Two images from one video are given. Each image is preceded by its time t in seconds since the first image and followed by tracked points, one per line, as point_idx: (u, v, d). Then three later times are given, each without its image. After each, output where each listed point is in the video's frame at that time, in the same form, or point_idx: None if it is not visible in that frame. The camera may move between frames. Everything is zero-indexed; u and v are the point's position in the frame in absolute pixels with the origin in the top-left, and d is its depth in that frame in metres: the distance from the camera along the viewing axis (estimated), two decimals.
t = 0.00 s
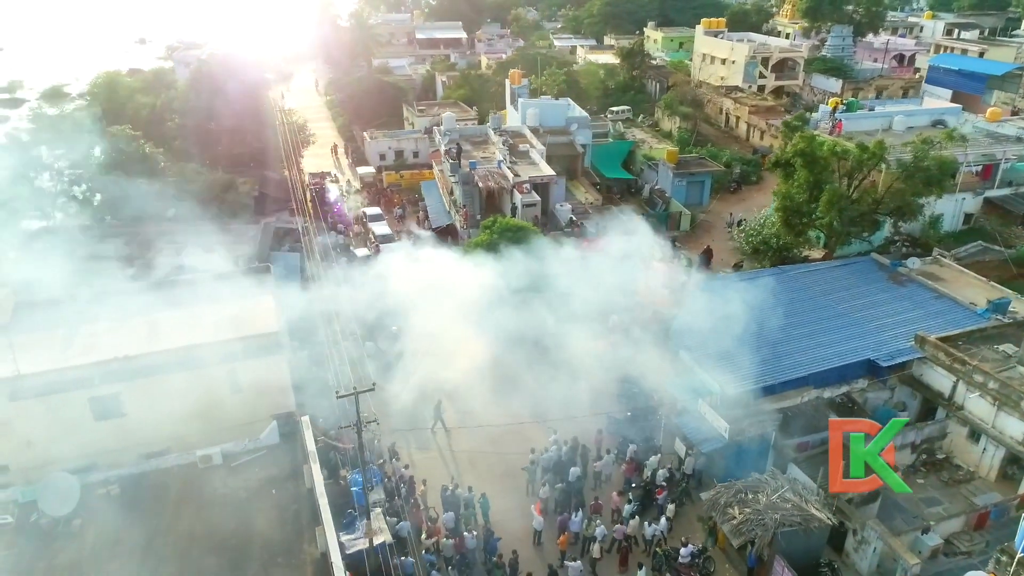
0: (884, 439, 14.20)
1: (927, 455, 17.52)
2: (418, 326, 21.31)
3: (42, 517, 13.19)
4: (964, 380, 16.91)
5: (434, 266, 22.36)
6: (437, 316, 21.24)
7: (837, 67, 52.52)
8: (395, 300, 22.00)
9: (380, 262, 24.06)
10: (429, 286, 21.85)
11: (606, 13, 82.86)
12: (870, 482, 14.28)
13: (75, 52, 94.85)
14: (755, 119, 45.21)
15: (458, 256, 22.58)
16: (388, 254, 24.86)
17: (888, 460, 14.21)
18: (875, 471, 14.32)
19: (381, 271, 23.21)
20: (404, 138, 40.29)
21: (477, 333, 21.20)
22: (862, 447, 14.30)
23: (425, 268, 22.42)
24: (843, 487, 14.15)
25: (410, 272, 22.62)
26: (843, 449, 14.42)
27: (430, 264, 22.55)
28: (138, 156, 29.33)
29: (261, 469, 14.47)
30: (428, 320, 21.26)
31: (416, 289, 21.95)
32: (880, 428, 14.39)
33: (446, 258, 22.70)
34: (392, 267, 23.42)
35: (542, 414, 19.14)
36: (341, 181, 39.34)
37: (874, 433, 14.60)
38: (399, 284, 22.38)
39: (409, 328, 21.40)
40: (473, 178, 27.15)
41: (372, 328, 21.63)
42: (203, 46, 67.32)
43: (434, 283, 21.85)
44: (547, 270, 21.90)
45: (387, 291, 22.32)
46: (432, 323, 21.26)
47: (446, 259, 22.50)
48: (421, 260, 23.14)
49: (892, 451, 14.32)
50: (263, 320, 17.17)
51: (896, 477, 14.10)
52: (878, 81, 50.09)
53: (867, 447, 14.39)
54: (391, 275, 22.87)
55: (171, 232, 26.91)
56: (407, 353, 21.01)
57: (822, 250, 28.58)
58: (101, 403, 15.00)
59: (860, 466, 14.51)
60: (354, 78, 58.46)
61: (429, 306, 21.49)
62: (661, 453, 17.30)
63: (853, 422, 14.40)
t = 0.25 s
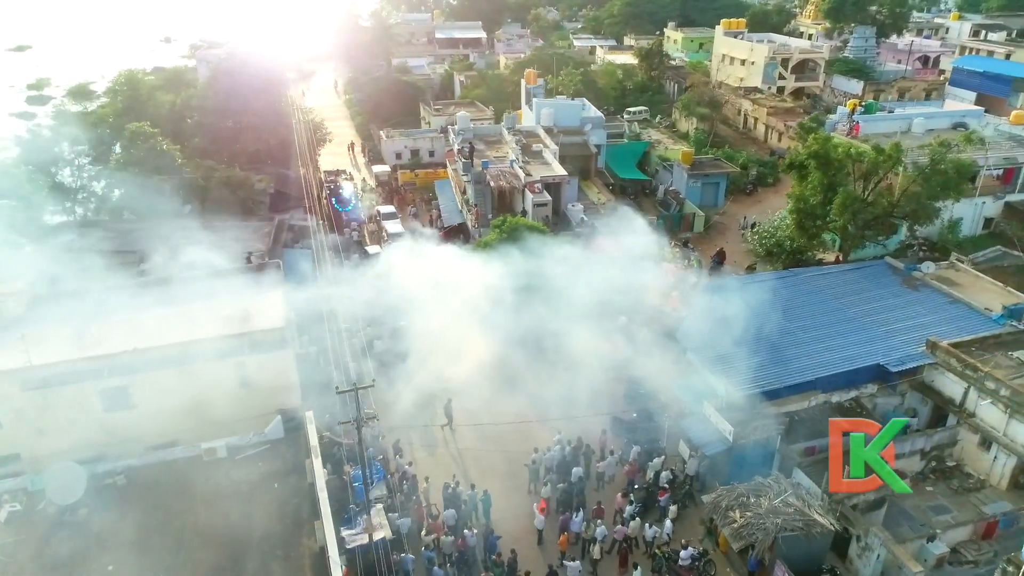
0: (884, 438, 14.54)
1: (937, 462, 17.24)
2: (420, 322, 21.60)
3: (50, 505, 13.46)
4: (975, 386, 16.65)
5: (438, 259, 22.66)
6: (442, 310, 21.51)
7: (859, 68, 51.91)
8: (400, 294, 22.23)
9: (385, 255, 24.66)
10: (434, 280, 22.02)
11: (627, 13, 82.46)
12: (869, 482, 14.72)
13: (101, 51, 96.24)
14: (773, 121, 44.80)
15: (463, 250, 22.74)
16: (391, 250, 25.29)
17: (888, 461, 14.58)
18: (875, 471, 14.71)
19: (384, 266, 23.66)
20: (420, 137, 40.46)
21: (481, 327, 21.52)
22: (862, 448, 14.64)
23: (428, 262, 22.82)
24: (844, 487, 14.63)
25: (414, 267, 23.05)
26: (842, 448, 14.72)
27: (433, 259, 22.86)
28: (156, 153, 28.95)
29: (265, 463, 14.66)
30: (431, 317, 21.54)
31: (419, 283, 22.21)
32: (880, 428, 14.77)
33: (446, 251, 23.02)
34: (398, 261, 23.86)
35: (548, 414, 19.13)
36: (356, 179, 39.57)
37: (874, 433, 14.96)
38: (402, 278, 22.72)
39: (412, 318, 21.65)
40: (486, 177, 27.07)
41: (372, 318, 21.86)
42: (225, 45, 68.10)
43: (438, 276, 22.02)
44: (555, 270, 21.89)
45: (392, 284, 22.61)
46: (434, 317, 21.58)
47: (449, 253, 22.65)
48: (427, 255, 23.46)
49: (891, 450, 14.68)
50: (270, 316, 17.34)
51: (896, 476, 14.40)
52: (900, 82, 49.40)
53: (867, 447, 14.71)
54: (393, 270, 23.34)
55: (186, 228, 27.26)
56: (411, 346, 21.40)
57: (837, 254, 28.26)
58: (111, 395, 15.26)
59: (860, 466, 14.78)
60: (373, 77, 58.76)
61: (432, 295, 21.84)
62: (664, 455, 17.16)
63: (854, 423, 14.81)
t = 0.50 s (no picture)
0: (884, 438, 14.63)
1: (948, 470, 16.90)
2: (428, 321, 21.63)
3: (59, 493, 13.75)
4: (987, 393, 16.34)
5: (444, 256, 22.59)
6: (449, 309, 21.46)
7: (882, 70, 51.20)
8: (406, 294, 22.54)
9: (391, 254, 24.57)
10: (442, 279, 21.98)
11: (649, 14, 81.99)
12: (869, 482, 14.80)
13: (128, 50, 97.77)
14: (793, 122, 44.35)
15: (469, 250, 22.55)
16: (394, 249, 25.19)
17: (887, 460, 14.64)
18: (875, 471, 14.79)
19: (389, 267, 23.61)
20: (436, 136, 40.55)
21: (491, 328, 21.42)
22: (862, 447, 14.76)
23: (434, 262, 22.69)
24: (843, 485, 14.76)
25: (420, 266, 22.95)
26: (842, 448, 14.82)
27: (439, 257, 22.75)
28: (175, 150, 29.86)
29: (270, 456, 14.84)
30: (438, 317, 21.54)
31: (426, 282, 22.19)
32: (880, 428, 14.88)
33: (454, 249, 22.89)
34: (405, 258, 23.77)
35: (554, 414, 19.14)
36: (373, 177, 39.77)
37: (875, 434, 15.04)
38: (409, 277, 22.76)
39: (418, 319, 21.84)
40: (499, 176, 27.16)
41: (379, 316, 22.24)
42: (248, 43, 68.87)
43: (445, 274, 22.00)
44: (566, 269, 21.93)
45: (400, 283, 22.83)
46: (440, 319, 21.52)
47: (456, 253, 22.52)
48: (433, 254, 23.35)
49: (891, 450, 14.76)
50: (279, 311, 17.51)
51: (897, 476, 14.45)
52: (924, 84, 48.66)
53: (867, 447, 14.78)
54: (398, 266, 23.42)
55: (204, 223, 27.60)
56: (418, 344, 21.38)
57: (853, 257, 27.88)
58: (121, 386, 15.54)
59: (860, 466, 14.84)
60: (392, 76, 59.09)
61: (438, 299, 21.79)
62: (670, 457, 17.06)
63: (853, 422, 14.97)
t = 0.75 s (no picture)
0: (883, 438, 14.69)
1: (961, 478, 16.60)
2: (435, 319, 21.88)
3: (70, 482, 14.00)
4: (1002, 402, 16.04)
5: (459, 257, 23.16)
6: (460, 309, 21.75)
7: (908, 71, 50.39)
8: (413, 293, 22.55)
9: (402, 253, 24.86)
10: (452, 277, 22.40)
11: (671, 14, 81.49)
12: (870, 482, 14.86)
13: (157, 49, 99.36)
14: (814, 124, 43.85)
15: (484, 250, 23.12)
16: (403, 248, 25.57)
17: (887, 460, 14.71)
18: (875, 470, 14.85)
19: (398, 267, 23.85)
20: (453, 135, 40.61)
21: (500, 329, 21.69)
22: (862, 448, 14.81)
23: (447, 262, 23.12)
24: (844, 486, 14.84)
25: (432, 265, 23.31)
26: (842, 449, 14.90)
27: (453, 258, 23.24)
28: (194, 145, 30.02)
29: (277, 451, 15.00)
30: (448, 316, 21.85)
31: (440, 281, 22.61)
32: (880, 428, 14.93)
33: (473, 251, 23.40)
34: (416, 257, 24.16)
35: (562, 414, 19.13)
36: (390, 176, 39.99)
37: (874, 433, 15.09)
38: (419, 275, 23.09)
39: (429, 319, 21.92)
40: (513, 176, 27.24)
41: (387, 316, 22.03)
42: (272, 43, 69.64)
43: (459, 274, 22.42)
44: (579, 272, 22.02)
45: (412, 282, 22.97)
46: (451, 317, 21.79)
47: (473, 254, 23.07)
48: (446, 254, 23.78)
49: (891, 450, 14.81)
50: (289, 307, 17.68)
51: (896, 476, 14.56)
52: (951, 87, 47.84)
53: (866, 447, 14.84)
54: (408, 266, 23.67)
55: (221, 219, 27.95)
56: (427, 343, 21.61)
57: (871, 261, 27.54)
58: (133, 378, 15.80)
59: (860, 466, 14.89)
60: (413, 76, 59.39)
61: (449, 296, 22.05)
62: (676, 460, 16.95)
63: (853, 423, 15.01)
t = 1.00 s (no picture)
0: (884, 438, 13.76)
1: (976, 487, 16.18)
2: (443, 319, 22.21)
3: (82, 471, 14.25)
4: (1020, 410, 15.67)
5: (467, 257, 23.18)
6: (469, 308, 22.07)
7: (935, 73, 49.57)
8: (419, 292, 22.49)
9: (410, 252, 24.88)
10: (463, 276, 22.39)
11: (696, 14, 80.84)
12: (869, 482, 14.04)
13: (185, 47, 100.88)
14: (837, 126, 43.32)
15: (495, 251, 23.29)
16: (411, 245, 25.66)
17: (888, 460, 13.86)
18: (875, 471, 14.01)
19: (403, 264, 23.76)
20: (472, 134, 40.71)
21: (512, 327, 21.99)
22: (861, 448, 13.97)
23: (456, 262, 23.16)
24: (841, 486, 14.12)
25: (440, 265, 23.35)
26: (841, 448, 14.13)
27: (462, 258, 23.32)
28: (216, 142, 30.05)
29: (285, 444, 15.17)
30: (457, 316, 22.07)
31: (447, 280, 22.61)
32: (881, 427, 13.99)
33: (481, 252, 23.43)
34: (423, 257, 24.07)
35: (572, 414, 19.10)
36: (409, 174, 40.21)
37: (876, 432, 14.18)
38: (425, 271, 23.02)
39: (439, 320, 22.22)
40: (529, 176, 27.21)
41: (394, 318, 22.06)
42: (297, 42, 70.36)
43: (467, 274, 22.45)
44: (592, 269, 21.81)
45: (417, 280, 22.70)
46: (461, 318, 22.15)
47: (483, 256, 23.13)
48: (455, 254, 23.86)
49: (893, 450, 13.93)
50: (302, 303, 17.87)
51: (897, 477, 13.61)
52: (979, 89, 46.95)
53: (867, 447, 13.98)
54: (414, 265, 23.54)
55: (240, 215, 28.29)
56: (436, 343, 21.95)
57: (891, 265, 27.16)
58: (147, 370, 16.08)
59: (860, 467, 14.07)
60: (435, 75, 59.65)
61: (457, 297, 22.17)
62: (684, 463, 16.86)
63: (852, 422, 14.20)
